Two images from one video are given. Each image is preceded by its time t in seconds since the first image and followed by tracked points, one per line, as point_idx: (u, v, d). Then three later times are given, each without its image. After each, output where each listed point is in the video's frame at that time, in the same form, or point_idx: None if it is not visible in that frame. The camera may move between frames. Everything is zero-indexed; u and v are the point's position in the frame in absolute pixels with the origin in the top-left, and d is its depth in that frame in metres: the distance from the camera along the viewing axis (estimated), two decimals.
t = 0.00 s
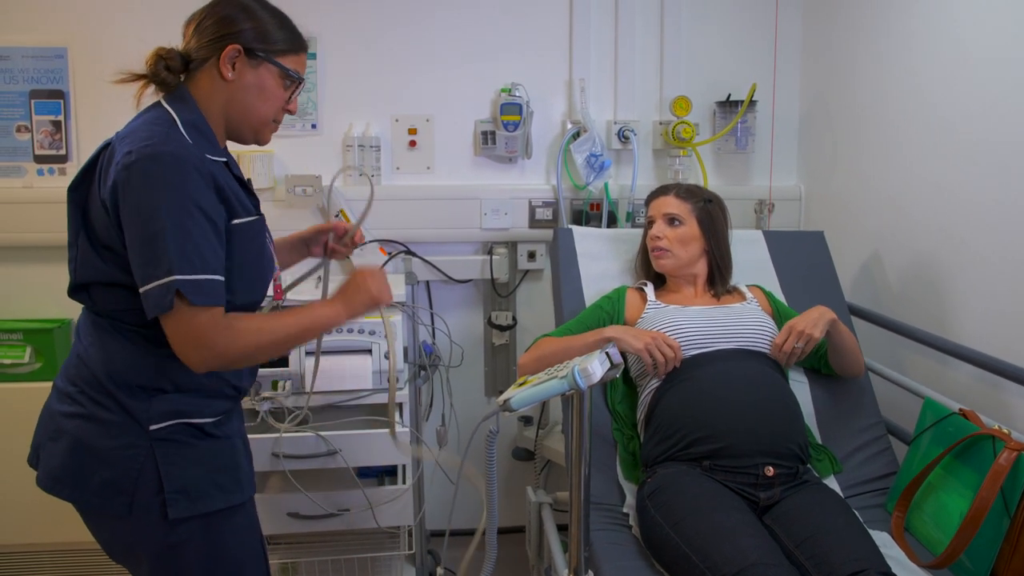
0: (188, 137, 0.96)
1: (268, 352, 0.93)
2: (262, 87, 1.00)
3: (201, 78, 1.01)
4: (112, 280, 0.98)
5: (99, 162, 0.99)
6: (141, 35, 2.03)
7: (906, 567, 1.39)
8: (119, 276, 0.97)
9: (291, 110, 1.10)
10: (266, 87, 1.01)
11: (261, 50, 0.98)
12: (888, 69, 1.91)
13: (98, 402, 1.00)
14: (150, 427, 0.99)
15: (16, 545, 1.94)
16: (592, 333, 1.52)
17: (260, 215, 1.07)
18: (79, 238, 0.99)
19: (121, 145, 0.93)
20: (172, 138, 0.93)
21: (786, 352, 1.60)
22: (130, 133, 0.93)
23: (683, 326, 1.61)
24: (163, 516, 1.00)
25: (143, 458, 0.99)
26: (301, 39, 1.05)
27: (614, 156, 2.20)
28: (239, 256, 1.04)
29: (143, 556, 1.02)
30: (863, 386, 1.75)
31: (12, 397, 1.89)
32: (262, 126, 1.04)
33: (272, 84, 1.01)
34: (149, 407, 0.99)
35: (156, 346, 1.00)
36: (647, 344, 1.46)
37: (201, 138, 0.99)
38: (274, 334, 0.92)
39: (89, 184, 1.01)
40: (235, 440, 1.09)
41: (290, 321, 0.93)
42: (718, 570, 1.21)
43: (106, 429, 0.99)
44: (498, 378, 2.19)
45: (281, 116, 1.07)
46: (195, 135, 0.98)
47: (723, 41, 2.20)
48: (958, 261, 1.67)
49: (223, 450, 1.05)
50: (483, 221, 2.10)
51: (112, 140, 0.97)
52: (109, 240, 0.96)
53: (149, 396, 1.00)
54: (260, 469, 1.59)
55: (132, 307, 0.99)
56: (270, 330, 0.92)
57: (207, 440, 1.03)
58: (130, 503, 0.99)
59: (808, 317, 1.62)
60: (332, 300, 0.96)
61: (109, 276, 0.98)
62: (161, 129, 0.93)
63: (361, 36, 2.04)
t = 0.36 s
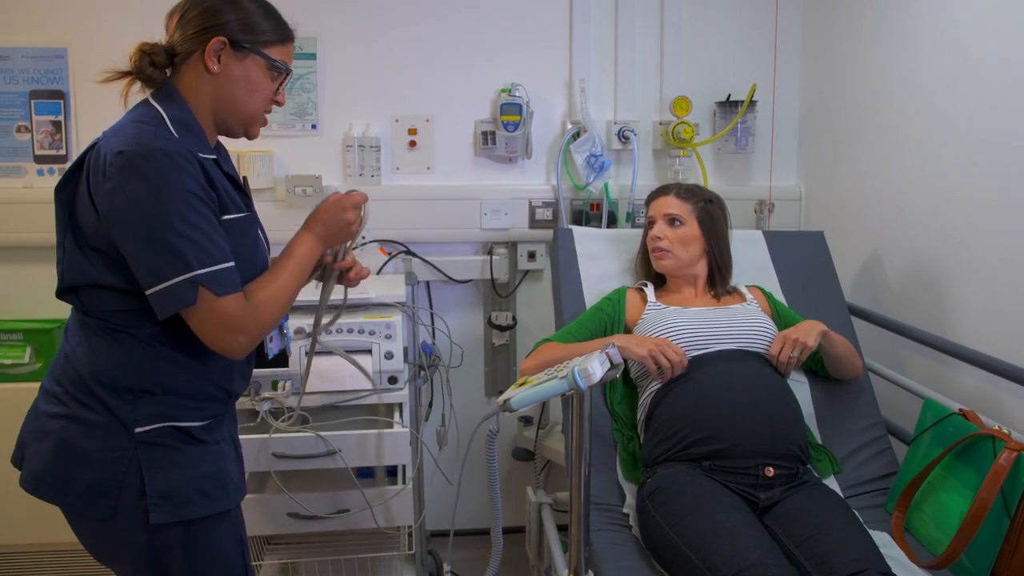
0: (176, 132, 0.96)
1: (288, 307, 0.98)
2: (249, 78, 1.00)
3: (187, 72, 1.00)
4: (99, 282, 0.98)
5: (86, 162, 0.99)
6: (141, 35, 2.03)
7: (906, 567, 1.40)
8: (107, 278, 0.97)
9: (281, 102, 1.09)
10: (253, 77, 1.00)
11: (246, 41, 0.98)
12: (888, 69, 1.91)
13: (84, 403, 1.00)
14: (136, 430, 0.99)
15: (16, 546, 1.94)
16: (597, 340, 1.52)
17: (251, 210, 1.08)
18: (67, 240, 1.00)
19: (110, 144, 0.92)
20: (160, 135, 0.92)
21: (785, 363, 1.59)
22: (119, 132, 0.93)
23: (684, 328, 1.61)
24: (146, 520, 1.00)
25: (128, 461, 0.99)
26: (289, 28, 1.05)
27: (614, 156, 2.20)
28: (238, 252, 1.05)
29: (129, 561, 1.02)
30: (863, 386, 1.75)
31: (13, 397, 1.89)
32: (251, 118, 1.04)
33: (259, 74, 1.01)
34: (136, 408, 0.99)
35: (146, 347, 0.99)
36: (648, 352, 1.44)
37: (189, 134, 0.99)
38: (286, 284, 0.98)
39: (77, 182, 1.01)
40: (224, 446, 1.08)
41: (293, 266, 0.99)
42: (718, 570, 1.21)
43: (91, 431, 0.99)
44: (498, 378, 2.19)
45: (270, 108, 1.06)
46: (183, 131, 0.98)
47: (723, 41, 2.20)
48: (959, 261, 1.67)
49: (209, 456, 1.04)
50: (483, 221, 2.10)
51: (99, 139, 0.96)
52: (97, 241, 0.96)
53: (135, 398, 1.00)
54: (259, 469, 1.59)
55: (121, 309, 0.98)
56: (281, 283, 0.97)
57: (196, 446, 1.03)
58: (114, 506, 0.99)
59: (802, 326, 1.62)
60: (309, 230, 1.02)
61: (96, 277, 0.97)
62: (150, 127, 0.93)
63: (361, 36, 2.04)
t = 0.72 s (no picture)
0: (166, 126, 0.96)
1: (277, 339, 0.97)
2: (241, 72, 1.00)
3: (176, 62, 1.00)
4: (95, 280, 0.97)
5: (76, 160, 0.98)
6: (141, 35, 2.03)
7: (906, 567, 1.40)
8: (103, 277, 0.97)
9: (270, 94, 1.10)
10: (244, 71, 1.01)
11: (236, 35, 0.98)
12: (888, 70, 1.91)
13: (82, 401, 1.00)
14: (136, 428, 0.99)
15: (16, 546, 1.94)
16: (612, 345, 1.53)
17: (246, 205, 1.07)
18: (60, 239, 0.99)
19: (100, 141, 0.92)
20: (151, 130, 0.92)
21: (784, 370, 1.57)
22: (109, 127, 0.93)
23: (684, 328, 1.61)
24: (143, 521, 0.99)
25: (128, 460, 0.99)
26: (281, 23, 1.05)
27: (615, 157, 2.20)
28: (233, 249, 1.05)
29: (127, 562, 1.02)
30: (863, 387, 1.75)
31: (13, 397, 1.89)
32: (241, 111, 1.04)
33: (251, 68, 1.01)
34: (136, 406, 0.99)
35: (144, 345, 0.99)
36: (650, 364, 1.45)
37: (178, 126, 0.99)
38: (282, 315, 0.97)
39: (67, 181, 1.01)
40: (221, 448, 1.09)
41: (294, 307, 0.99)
42: (719, 571, 1.21)
43: (89, 429, 0.99)
44: (498, 378, 2.19)
45: (260, 101, 1.07)
46: (172, 123, 0.98)
47: (724, 42, 2.20)
48: (959, 262, 1.67)
49: (208, 457, 1.05)
50: (483, 221, 2.10)
51: (88, 136, 0.96)
52: (91, 240, 0.96)
53: (134, 396, 1.00)
54: (259, 469, 1.59)
55: (117, 307, 0.98)
56: (277, 312, 0.97)
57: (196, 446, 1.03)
58: (113, 504, 0.99)
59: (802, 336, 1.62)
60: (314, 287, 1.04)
61: (92, 275, 0.97)
62: (140, 122, 0.93)
63: (361, 37, 2.04)
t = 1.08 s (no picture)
0: (170, 128, 0.96)
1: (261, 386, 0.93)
2: (238, 68, 1.00)
3: (173, 63, 1.00)
4: (98, 284, 0.97)
5: (78, 162, 0.99)
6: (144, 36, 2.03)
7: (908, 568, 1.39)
8: (107, 280, 0.97)
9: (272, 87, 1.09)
10: (241, 67, 1.00)
11: (230, 30, 0.97)
12: (890, 71, 1.91)
13: (84, 405, 1.00)
14: (141, 433, 0.99)
15: (18, 547, 1.95)
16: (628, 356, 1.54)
17: (250, 208, 1.07)
18: (63, 242, 0.99)
19: (103, 142, 0.92)
20: (155, 131, 0.92)
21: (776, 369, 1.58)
22: (112, 129, 0.93)
23: (686, 328, 1.61)
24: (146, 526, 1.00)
25: (132, 464, 0.99)
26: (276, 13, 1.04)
27: (616, 158, 2.20)
28: (235, 252, 1.05)
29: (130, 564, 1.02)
30: (866, 388, 1.74)
31: (16, 398, 1.89)
32: (241, 106, 1.05)
33: (248, 63, 1.01)
34: (141, 411, 1.00)
35: (150, 349, 1.00)
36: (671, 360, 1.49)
37: (181, 128, 0.99)
38: (277, 370, 0.94)
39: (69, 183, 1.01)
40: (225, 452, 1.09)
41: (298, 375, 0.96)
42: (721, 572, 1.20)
43: (93, 433, 0.99)
44: (501, 380, 2.19)
45: (260, 95, 1.07)
46: (175, 124, 0.98)
47: (726, 43, 2.20)
48: (961, 264, 1.67)
49: (211, 464, 1.04)
50: (485, 223, 2.10)
51: (91, 137, 0.96)
52: (94, 243, 0.96)
53: (139, 400, 1.00)
54: (261, 470, 1.59)
55: (120, 311, 0.98)
56: (274, 362, 0.94)
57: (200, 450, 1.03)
58: (116, 510, 1.00)
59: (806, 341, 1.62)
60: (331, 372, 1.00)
61: (97, 279, 0.97)
62: (143, 123, 0.93)
63: (363, 39, 2.04)
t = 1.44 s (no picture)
0: (165, 125, 0.96)
1: (294, 328, 0.97)
2: (226, 63, 0.98)
3: (162, 64, 1.01)
4: (100, 288, 0.98)
5: (76, 165, 0.99)
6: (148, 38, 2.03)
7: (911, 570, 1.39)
8: (108, 284, 0.97)
9: (274, 75, 1.07)
10: (230, 62, 0.98)
11: (230, 19, 0.96)
12: (893, 73, 1.91)
13: (87, 410, 1.00)
14: (143, 438, 0.99)
15: (21, 547, 1.95)
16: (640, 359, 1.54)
17: (250, 202, 1.07)
18: (65, 245, 0.99)
19: (100, 143, 0.92)
20: (151, 129, 0.92)
21: (775, 361, 1.58)
22: (108, 129, 0.93)
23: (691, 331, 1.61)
24: (148, 531, 1.00)
25: (135, 470, 0.99)
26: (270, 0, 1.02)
27: (619, 159, 2.20)
28: (238, 247, 1.05)
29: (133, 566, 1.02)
30: (868, 390, 1.74)
31: (19, 400, 1.90)
32: (237, 103, 1.03)
33: (236, 57, 0.98)
34: (143, 417, 1.00)
35: (150, 354, 1.00)
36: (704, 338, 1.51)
37: (177, 125, 0.99)
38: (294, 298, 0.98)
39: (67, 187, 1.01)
40: (228, 456, 1.09)
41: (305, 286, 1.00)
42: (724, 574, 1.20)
43: (97, 439, 0.99)
44: (503, 382, 2.19)
45: (258, 88, 1.04)
46: (171, 122, 0.98)
47: (729, 45, 2.20)
48: (964, 265, 1.66)
49: (217, 470, 1.05)
50: (487, 224, 2.10)
51: (87, 139, 0.96)
52: (95, 246, 0.96)
53: (141, 407, 1.00)
54: (264, 472, 1.59)
55: (123, 314, 0.99)
56: (291, 300, 0.98)
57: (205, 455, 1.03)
58: (118, 515, 1.00)
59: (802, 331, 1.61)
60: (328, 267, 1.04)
61: (99, 283, 0.98)
62: (139, 122, 0.93)
63: (366, 40, 2.05)
